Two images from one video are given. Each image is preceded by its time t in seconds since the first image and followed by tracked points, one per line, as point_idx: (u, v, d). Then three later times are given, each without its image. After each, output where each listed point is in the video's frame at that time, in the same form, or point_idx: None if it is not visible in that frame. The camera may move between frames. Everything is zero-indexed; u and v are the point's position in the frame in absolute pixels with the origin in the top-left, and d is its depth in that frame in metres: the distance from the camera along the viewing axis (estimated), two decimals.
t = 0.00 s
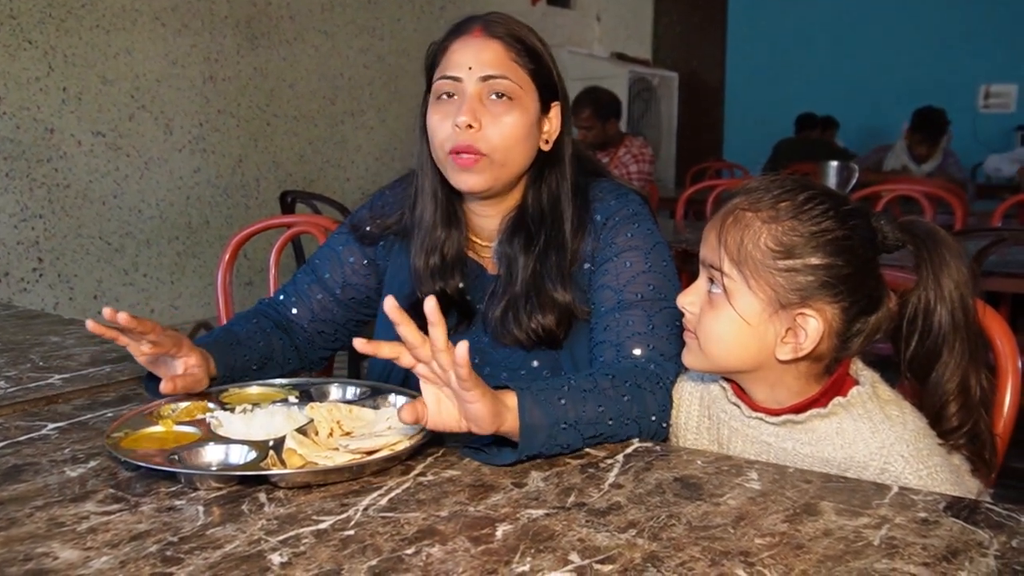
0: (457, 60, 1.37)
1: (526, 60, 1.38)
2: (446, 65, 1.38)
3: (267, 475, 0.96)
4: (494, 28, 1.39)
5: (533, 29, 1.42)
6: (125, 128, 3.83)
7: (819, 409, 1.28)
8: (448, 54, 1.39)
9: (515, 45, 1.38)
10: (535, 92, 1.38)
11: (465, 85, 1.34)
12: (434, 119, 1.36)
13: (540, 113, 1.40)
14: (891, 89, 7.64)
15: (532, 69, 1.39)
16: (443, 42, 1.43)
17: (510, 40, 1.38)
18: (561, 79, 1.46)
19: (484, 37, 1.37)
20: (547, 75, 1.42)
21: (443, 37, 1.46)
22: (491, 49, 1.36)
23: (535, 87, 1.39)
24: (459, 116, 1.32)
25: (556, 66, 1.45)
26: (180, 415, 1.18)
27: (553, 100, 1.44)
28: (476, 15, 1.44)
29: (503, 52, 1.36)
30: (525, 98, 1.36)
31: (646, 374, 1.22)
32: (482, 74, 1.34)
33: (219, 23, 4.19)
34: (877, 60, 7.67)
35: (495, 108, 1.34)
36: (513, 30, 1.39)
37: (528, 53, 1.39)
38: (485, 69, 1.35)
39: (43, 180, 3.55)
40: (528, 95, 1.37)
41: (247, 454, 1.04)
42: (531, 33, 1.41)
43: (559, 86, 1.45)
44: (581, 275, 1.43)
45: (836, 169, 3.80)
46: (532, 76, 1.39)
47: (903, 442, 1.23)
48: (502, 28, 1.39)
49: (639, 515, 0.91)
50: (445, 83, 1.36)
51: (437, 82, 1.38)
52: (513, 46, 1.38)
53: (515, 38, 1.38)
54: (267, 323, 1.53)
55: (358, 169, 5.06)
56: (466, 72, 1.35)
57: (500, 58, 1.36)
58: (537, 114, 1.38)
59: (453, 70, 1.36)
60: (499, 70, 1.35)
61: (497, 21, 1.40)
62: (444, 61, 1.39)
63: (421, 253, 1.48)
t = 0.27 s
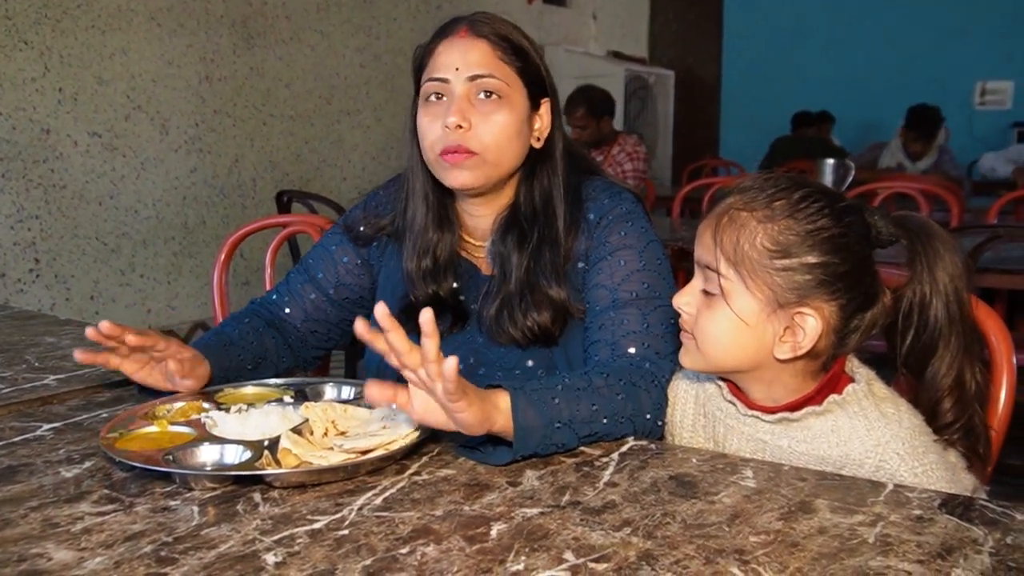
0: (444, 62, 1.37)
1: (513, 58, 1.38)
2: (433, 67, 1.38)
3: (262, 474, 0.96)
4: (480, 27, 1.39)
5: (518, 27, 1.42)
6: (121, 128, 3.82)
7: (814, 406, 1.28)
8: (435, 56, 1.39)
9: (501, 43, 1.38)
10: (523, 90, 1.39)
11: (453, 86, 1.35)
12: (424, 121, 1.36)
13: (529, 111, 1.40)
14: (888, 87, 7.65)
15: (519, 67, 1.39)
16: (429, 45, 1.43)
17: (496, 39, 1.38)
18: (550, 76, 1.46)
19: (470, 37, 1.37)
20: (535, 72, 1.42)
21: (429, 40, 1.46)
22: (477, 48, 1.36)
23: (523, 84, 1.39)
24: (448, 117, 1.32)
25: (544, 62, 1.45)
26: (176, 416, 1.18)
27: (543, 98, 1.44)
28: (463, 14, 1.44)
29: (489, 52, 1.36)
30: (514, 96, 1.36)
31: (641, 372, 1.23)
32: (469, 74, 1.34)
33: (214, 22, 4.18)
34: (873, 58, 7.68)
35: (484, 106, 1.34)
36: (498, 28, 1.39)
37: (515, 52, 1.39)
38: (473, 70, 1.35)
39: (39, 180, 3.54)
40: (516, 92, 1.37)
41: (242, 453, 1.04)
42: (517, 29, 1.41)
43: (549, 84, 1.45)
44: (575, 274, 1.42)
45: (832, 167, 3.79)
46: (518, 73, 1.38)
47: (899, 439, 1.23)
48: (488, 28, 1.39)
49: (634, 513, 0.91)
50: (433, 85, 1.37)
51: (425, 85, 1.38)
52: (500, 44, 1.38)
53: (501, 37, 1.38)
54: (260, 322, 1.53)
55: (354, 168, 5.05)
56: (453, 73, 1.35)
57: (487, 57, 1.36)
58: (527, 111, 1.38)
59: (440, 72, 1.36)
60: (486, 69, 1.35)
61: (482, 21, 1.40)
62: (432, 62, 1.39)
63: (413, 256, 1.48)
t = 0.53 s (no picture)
0: (434, 62, 1.36)
1: (503, 61, 1.38)
2: (424, 67, 1.38)
3: (255, 473, 0.96)
4: (471, 27, 1.38)
5: (511, 28, 1.41)
6: (115, 127, 3.81)
7: (809, 403, 1.28)
8: (426, 57, 1.38)
9: (491, 46, 1.37)
10: (513, 93, 1.38)
11: (441, 87, 1.34)
12: (412, 122, 1.36)
13: (519, 113, 1.39)
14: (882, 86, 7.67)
15: (509, 71, 1.38)
16: (422, 45, 1.43)
17: (487, 41, 1.37)
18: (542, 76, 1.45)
19: (461, 39, 1.36)
20: (526, 74, 1.42)
21: (422, 38, 1.45)
22: (468, 50, 1.36)
23: (513, 86, 1.38)
24: (433, 119, 1.32)
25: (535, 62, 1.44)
26: (168, 415, 1.17)
27: (534, 99, 1.44)
28: (455, 14, 1.43)
29: (479, 54, 1.36)
30: (502, 100, 1.36)
31: (634, 369, 1.23)
32: (458, 77, 1.34)
33: (208, 21, 4.17)
34: (867, 57, 7.70)
35: (472, 109, 1.34)
36: (489, 29, 1.38)
37: (506, 54, 1.39)
38: (462, 72, 1.34)
39: (32, 180, 3.54)
40: (504, 94, 1.36)
41: (235, 453, 1.04)
42: (509, 29, 1.41)
43: (541, 87, 1.45)
44: (569, 273, 1.43)
45: (826, 165, 3.79)
46: (509, 76, 1.38)
47: (892, 436, 1.23)
48: (479, 29, 1.38)
49: (627, 511, 0.91)
50: (423, 85, 1.36)
51: (416, 84, 1.38)
52: (491, 47, 1.37)
53: (493, 39, 1.37)
54: (250, 319, 1.52)
55: (348, 167, 5.05)
56: (442, 74, 1.34)
57: (477, 60, 1.35)
58: (515, 114, 1.38)
59: (430, 72, 1.36)
60: (476, 72, 1.34)
61: (474, 21, 1.39)
62: (423, 62, 1.38)
63: (406, 252, 1.48)
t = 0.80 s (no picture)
0: (429, 67, 1.36)
1: (498, 66, 1.38)
2: (419, 71, 1.38)
3: (250, 473, 0.96)
4: (466, 31, 1.38)
5: (505, 30, 1.41)
6: (108, 127, 3.81)
7: (802, 401, 1.27)
8: (421, 61, 1.38)
9: (486, 50, 1.37)
10: (508, 97, 1.38)
11: (436, 93, 1.34)
12: (408, 126, 1.36)
13: (514, 117, 1.40)
14: (875, 84, 7.69)
15: (503, 76, 1.39)
16: (416, 48, 1.43)
17: (481, 46, 1.37)
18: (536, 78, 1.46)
19: (455, 44, 1.36)
20: (521, 77, 1.42)
21: (416, 42, 1.45)
22: (462, 56, 1.36)
23: (507, 91, 1.39)
24: (430, 125, 1.32)
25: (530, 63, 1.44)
26: (163, 415, 1.17)
27: (528, 102, 1.44)
28: (450, 17, 1.43)
29: (474, 59, 1.36)
30: (498, 104, 1.36)
31: (627, 367, 1.23)
32: (453, 82, 1.34)
33: (200, 21, 4.16)
34: (860, 55, 7.72)
35: (467, 114, 1.34)
36: (484, 33, 1.38)
37: (500, 58, 1.39)
38: (456, 77, 1.34)
39: (25, 180, 3.53)
40: (499, 98, 1.37)
41: (230, 453, 1.04)
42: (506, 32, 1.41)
43: (535, 89, 1.45)
44: (562, 274, 1.43)
45: (820, 164, 3.79)
46: (503, 82, 1.38)
47: (886, 434, 1.23)
48: (474, 34, 1.38)
49: (622, 510, 0.92)
50: (418, 89, 1.36)
51: (411, 89, 1.38)
52: (485, 52, 1.37)
53: (487, 44, 1.37)
54: (248, 319, 1.52)
55: (342, 167, 5.04)
56: (437, 79, 1.34)
57: (472, 65, 1.35)
58: (510, 118, 1.38)
59: (425, 77, 1.36)
60: (471, 77, 1.35)
61: (469, 25, 1.39)
62: (417, 67, 1.39)
63: (398, 254, 1.48)
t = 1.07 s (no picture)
0: (423, 70, 1.36)
1: (492, 67, 1.37)
2: (413, 73, 1.38)
3: (247, 474, 0.96)
4: (459, 33, 1.37)
5: (500, 30, 1.40)
6: (102, 127, 3.80)
7: (799, 401, 1.27)
8: (416, 62, 1.38)
9: (480, 51, 1.36)
10: (503, 97, 1.38)
11: (431, 97, 1.34)
12: (403, 129, 1.36)
13: (509, 117, 1.40)
14: (869, 83, 7.70)
15: (498, 77, 1.38)
16: (411, 50, 1.42)
17: (475, 46, 1.36)
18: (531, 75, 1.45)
19: (449, 46, 1.35)
20: (516, 75, 1.41)
21: (410, 43, 1.44)
22: (456, 58, 1.35)
23: (502, 91, 1.38)
24: (426, 129, 1.32)
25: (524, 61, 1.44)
26: (159, 416, 1.17)
27: (524, 100, 1.44)
28: (443, 17, 1.42)
29: (468, 62, 1.35)
30: (493, 105, 1.36)
31: (627, 365, 1.23)
32: (447, 85, 1.33)
33: (195, 21, 4.16)
34: (854, 55, 7.73)
35: (462, 116, 1.34)
36: (478, 35, 1.37)
37: (494, 58, 1.38)
38: (451, 80, 1.34)
39: (19, 180, 3.52)
40: (495, 100, 1.36)
41: (226, 453, 1.04)
42: (500, 32, 1.40)
43: (531, 87, 1.45)
44: (559, 271, 1.43)
45: (815, 163, 3.81)
46: (498, 82, 1.38)
47: (883, 433, 1.23)
48: (468, 34, 1.37)
49: (619, 509, 0.92)
50: (412, 92, 1.36)
51: (405, 91, 1.38)
52: (480, 54, 1.36)
53: (481, 45, 1.37)
54: (242, 319, 1.52)
55: (338, 166, 5.04)
56: (431, 82, 1.34)
57: (466, 67, 1.35)
58: (506, 118, 1.38)
59: (420, 79, 1.36)
60: (465, 80, 1.34)
61: (462, 25, 1.38)
62: (411, 69, 1.38)
63: (397, 254, 1.48)
